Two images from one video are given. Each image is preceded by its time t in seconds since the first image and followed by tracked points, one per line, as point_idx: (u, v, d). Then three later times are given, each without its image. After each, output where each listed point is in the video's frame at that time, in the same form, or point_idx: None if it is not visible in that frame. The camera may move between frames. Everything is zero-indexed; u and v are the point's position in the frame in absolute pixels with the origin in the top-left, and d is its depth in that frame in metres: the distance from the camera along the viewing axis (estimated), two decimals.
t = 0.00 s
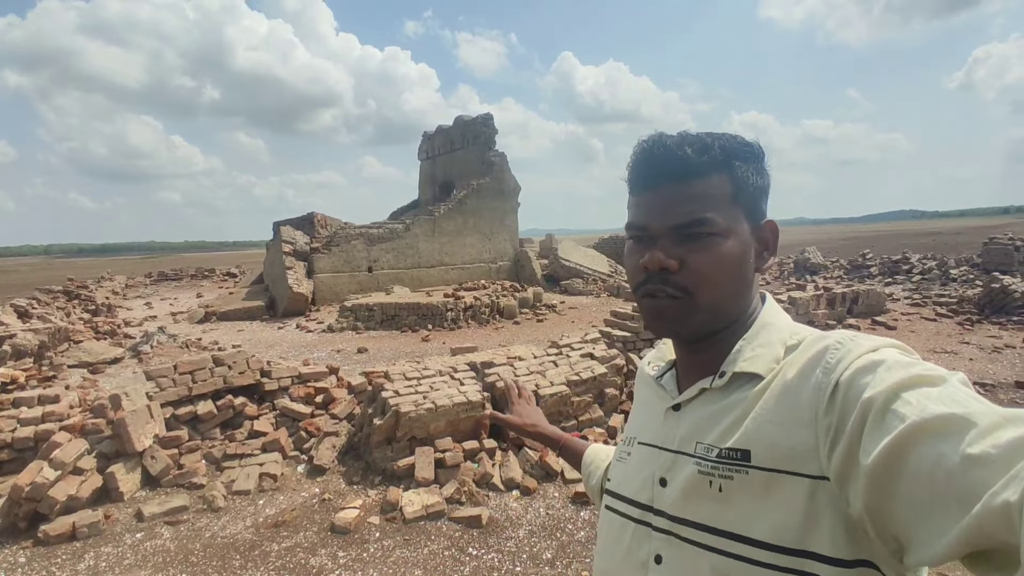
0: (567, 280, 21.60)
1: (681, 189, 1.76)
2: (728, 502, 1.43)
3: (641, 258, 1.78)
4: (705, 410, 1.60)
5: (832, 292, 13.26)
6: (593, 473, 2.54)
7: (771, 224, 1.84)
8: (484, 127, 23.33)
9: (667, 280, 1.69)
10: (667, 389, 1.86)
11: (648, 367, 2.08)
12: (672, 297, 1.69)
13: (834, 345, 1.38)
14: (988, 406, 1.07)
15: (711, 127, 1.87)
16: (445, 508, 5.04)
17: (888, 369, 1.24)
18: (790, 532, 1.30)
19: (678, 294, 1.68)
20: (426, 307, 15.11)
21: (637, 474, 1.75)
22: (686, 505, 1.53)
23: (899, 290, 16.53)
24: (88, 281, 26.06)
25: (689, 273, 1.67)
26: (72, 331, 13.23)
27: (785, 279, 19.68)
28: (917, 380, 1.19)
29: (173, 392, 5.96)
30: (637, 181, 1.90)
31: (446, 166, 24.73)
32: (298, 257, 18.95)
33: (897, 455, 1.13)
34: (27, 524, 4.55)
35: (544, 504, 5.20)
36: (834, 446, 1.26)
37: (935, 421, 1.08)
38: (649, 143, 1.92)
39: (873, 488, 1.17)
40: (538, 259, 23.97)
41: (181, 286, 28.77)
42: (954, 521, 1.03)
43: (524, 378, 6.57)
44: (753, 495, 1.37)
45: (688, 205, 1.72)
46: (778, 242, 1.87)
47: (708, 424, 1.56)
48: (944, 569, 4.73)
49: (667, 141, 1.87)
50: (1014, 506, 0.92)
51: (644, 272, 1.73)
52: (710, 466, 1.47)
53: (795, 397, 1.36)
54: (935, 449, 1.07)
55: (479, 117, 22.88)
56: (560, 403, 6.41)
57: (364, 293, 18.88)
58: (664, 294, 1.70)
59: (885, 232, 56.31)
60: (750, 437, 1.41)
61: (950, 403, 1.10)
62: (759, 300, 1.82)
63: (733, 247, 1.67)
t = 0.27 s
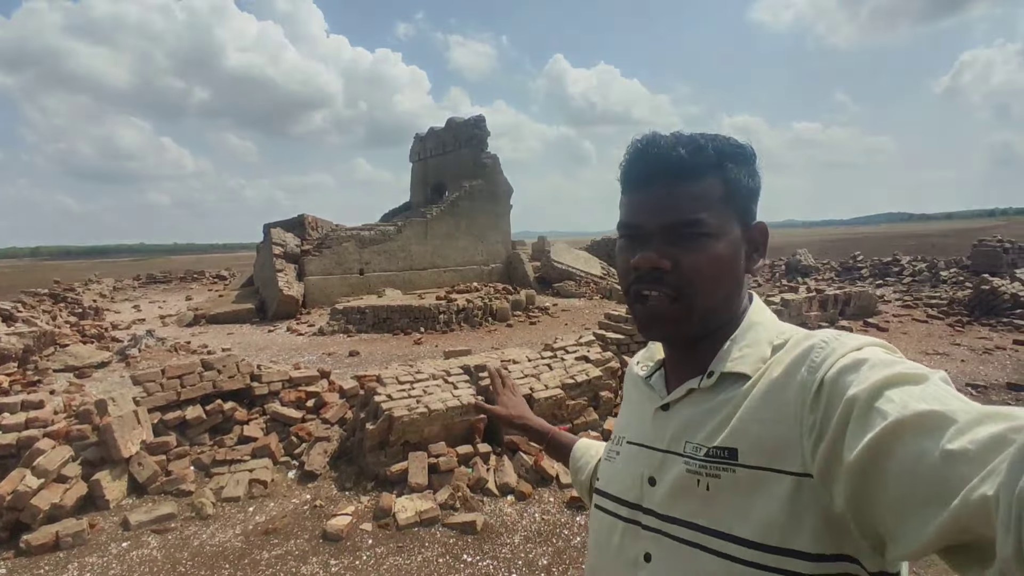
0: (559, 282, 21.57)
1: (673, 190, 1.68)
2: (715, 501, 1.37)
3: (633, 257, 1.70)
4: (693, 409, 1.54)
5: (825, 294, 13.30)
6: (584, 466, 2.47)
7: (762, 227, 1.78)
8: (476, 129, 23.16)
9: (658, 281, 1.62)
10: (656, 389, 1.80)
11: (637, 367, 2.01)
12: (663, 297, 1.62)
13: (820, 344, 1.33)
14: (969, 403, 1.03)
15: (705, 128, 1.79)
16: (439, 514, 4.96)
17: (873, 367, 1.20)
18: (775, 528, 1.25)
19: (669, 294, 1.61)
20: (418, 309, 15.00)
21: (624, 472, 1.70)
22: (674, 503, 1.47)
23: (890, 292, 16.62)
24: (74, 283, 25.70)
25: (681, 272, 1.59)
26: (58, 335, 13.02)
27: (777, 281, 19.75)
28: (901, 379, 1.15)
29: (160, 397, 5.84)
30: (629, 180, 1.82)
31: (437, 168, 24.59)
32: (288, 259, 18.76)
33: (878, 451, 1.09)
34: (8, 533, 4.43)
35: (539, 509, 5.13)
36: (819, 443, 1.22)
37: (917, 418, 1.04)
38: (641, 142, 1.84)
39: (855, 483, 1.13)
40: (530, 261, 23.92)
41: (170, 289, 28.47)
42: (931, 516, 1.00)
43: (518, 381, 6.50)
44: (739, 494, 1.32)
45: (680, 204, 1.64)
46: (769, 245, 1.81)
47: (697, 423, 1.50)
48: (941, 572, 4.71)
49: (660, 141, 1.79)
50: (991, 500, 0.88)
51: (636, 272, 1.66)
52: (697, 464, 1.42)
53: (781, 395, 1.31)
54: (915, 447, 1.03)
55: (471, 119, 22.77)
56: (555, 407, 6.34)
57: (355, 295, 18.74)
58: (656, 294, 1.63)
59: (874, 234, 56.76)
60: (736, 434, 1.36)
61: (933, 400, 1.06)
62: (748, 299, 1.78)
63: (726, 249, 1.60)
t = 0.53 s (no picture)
0: (559, 280, 21.49)
1: (657, 185, 1.62)
2: (702, 497, 1.32)
3: (618, 255, 1.64)
4: (679, 405, 1.49)
5: (826, 292, 13.24)
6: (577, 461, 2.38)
7: (743, 222, 1.72)
8: (475, 126, 22.99)
9: (644, 278, 1.56)
10: (644, 385, 1.73)
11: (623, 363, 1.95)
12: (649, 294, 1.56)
13: (803, 336, 1.29)
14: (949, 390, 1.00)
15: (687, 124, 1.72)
16: (438, 516, 4.88)
17: (855, 357, 1.16)
18: (763, 523, 1.21)
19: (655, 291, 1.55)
20: (416, 308, 14.90)
21: (614, 470, 1.63)
22: (662, 500, 1.42)
23: (891, 290, 16.57)
24: (71, 281, 25.56)
25: (667, 268, 1.53)
26: (53, 333, 12.91)
27: (777, 279, 19.69)
28: (883, 369, 1.11)
29: (155, 396, 5.75)
30: (612, 178, 1.75)
31: (436, 165, 24.44)
32: (286, 257, 18.64)
33: (861, 441, 1.05)
34: None
35: (539, 511, 5.05)
36: (805, 435, 1.17)
37: (900, 407, 1.00)
38: (623, 139, 1.77)
39: (841, 476, 1.09)
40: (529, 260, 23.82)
41: (168, 287, 28.35)
42: (915, 506, 0.96)
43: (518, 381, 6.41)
44: (726, 489, 1.27)
45: (664, 200, 1.58)
46: (751, 241, 1.75)
47: (683, 418, 1.45)
48: None
49: (643, 138, 1.72)
50: (973, 488, 0.85)
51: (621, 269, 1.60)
52: (685, 459, 1.37)
53: (766, 387, 1.27)
54: (897, 436, 1.00)
55: (470, 116, 22.61)
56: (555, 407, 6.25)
57: (354, 293, 18.63)
58: (642, 291, 1.56)
59: (873, 233, 56.75)
60: (722, 428, 1.31)
61: (914, 389, 1.02)
62: (733, 293, 1.72)
63: (710, 245, 1.54)
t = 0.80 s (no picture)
0: (561, 276, 21.36)
1: (654, 194, 1.55)
2: (701, 512, 1.29)
3: (613, 265, 1.58)
4: (676, 417, 1.44)
5: (831, 289, 13.11)
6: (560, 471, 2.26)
7: (742, 231, 1.66)
8: (477, 121, 22.80)
9: (640, 288, 1.50)
10: (638, 395, 1.66)
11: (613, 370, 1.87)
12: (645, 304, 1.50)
13: (801, 347, 1.28)
14: (948, 404, 1.01)
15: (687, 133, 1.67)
16: (440, 519, 4.80)
17: (852, 370, 1.16)
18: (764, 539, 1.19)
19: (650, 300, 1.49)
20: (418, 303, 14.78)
21: (607, 482, 1.57)
22: (658, 514, 1.38)
23: (897, 287, 16.42)
24: (72, 275, 25.48)
25: (663, 279, 1.48)
26: (53, 328, 12.83)
27: (781, 276, 19.55)
28: (881, 381, 1.11)
29: (153, 395, 5.66)
30: (609, 185, 1.69)
31: (438, 160, 24.27)
32: (287, 252, 18.54)
33: (862, 455, 1.05)
34: None
35: (543, 513, 4.96)
36: (806, 448, 1.16)
37: (900, 420, 1.01)
38: (623, 147, 1.71)
39: (843, 489, 1.08)
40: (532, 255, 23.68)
41: (169, 281, 28.29)
42: (918, 521, 0.97)
43: (522, 380, 6.31)
44: (726, 503, 1.24)
45: (662, 210, 1.52)
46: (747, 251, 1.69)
47: (680, 430, 1.41)
48: None
49: (642, 146, 1.66)
50: (976, 502, 0.86)
51: (617, 278, 1.54)
52: (683, 473, 1.34)
53: (765, 398, 1.25)
54: (898, 449, 1.01)
55: (472, 110, 22.40)
56: (560, 406, 6.15)
57: (355, 289, 18.52)
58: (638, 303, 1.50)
59: (877, 230, 56.42)
60: (722, 440, 1.28)
61: (914, 403, 1.03)
62: (729, 303, 1.67)
63: (707, 256, 1.48)
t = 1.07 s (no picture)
0: (563, 271, 21.29)
1: (655, 202, 1.50)
2: (699, 526, 1.25)
3: (610, 272, 1.52)
4: (672, 429, 1.40)
5: (834, 286, 13.04)
6: (550, 517, 2.13)
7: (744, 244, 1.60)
8: (479, 115, 22.64)
9: (636, 297, 1.44)
10: (631, 407, 1.61)
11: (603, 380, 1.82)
12: (641, 314, 1.44)
13: (800, 360, 1.24)
14: (949, 419, 0.98)
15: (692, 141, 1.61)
16: (442, 518, 4.75)
17: (852, 384, 1.12)
18: (761, 554, 1.15)
19: (646, 311, 1.43)
20: (419, 299, 14.71)
21: (602, 494, 1.53)
22: (655, 527, 1.34)
23: (900, 284, 16.34)
24: (72, 268, 25.42)
25: (660, 289, 1.42)
26: (53, 322, 12.79)
27: (783, 272, 19.46)
28: (880, 395, 1.08)
29: (152, 392, 5.62)
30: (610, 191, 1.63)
31: (439, 155, 24.14)
32: (288, 247, 18.47)
33: (861, 469, 1.01)
34: None
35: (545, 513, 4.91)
36: (804, 463, 1.12)
37: (900, 434, 0.98)
38: (625, 153, 1.65)
39: (841, 504, 1.05)
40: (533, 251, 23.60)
41: (169, 276, 28.20)
42: (916, 535, 0.94)
43: (524, 378, 6.25)
44: (722, 518, 1.20)
45: (663, 219, 1.46)
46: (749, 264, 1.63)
47: (677, 443, 1.36)
48: None
49: (645, 153, 1.60)
50: (977, 518, 0.83)
51: (613, 286, 1.48)
52: (680, 486, 1.30)
53: (763, 411, 1.21)
54: (896, 463, 0.97)
55: (473, 105, 22.25)
56: (562, 404, 6.09)
57: (356, 284, 18.46)
58: (633, 311, 1.45)
59: (879, 226, 56.22)
60: (720, 452, 1.25)
61: (913, 417, 1.00)
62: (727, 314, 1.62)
63: (707, 267, 1.43)
